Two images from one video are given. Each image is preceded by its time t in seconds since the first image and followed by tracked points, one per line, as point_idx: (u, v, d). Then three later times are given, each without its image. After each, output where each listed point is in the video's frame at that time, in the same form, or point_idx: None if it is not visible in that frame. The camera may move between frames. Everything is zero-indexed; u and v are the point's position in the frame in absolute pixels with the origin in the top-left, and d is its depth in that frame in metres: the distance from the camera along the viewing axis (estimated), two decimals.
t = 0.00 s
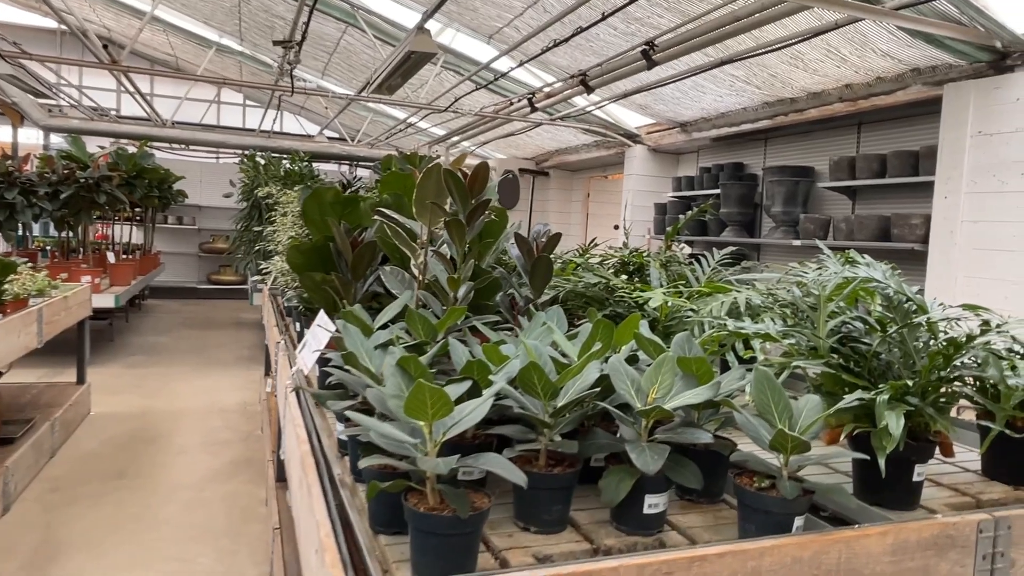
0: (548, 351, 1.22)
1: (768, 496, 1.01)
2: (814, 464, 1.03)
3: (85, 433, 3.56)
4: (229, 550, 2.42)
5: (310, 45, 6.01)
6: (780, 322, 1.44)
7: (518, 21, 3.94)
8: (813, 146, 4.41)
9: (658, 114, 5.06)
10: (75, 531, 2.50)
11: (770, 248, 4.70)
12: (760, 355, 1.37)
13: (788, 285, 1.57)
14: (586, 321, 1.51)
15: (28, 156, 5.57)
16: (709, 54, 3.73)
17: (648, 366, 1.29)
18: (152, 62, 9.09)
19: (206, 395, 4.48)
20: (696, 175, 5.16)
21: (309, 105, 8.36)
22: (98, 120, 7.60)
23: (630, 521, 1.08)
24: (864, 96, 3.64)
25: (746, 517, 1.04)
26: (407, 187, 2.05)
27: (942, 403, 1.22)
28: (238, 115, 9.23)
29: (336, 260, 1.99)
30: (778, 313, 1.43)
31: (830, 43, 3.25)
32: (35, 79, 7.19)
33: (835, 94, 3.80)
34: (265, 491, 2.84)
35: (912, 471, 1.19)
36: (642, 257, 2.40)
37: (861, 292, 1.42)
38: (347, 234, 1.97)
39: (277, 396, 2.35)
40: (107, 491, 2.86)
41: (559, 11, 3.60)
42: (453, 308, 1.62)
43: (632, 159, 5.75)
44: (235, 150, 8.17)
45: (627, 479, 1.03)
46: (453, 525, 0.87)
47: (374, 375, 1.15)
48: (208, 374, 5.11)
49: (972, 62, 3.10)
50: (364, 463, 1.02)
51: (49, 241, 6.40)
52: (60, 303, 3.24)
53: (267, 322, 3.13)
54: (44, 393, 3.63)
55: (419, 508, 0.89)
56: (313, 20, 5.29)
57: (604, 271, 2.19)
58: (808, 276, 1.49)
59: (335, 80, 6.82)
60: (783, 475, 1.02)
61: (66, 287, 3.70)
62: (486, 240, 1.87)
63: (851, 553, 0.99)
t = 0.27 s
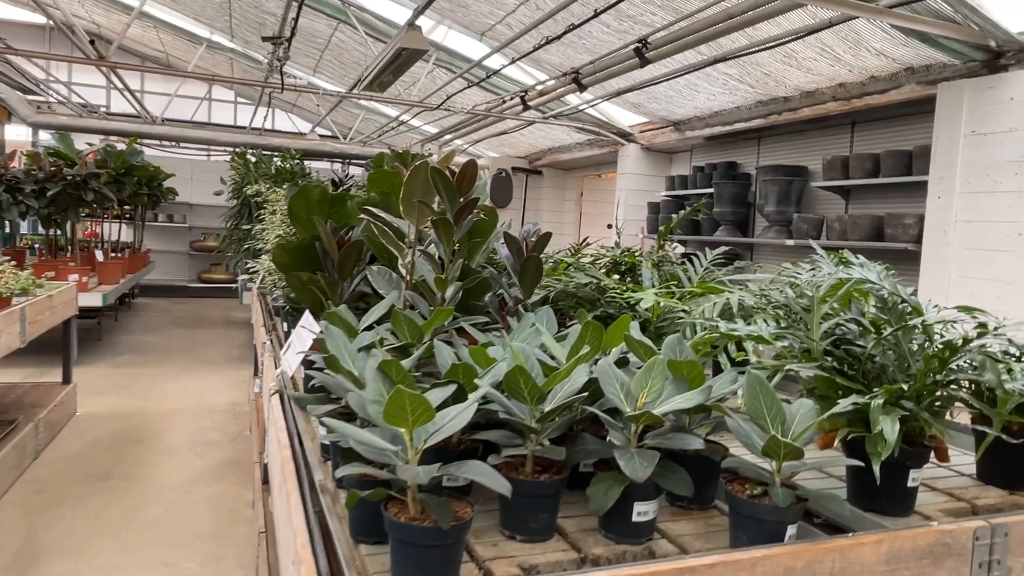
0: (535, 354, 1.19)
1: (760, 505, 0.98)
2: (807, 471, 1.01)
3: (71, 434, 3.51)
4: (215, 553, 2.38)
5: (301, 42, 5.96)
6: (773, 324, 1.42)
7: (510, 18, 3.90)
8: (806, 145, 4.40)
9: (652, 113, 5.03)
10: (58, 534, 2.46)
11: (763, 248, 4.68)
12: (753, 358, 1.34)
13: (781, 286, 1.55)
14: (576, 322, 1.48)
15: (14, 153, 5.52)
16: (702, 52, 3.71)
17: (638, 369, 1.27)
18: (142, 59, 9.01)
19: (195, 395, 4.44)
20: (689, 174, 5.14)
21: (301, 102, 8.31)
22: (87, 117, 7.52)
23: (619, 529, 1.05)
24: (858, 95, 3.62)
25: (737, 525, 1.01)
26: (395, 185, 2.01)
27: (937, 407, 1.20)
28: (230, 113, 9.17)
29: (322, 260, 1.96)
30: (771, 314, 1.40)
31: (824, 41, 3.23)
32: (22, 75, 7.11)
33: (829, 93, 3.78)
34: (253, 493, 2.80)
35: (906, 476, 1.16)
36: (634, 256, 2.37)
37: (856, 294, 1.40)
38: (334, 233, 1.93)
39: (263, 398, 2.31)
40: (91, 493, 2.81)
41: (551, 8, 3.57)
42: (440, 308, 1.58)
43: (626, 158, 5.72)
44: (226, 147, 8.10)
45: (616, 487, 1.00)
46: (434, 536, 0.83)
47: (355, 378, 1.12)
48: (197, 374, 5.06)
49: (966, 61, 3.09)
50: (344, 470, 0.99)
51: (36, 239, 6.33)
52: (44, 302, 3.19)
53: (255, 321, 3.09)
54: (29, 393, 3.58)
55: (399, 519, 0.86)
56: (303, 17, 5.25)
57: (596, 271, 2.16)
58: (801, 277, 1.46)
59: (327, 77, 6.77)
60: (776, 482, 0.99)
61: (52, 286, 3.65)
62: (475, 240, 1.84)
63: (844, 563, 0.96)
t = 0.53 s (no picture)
0: (520, 359, 1.15)
1: (751, 516, 0.94)
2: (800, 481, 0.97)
3: (53, 435, 3.45)
4: (196, 558, 2.33)
5: (290, 38, 5.90)
6: (765, 327, 1.38)
7: (501, 14, 3.86)
8: (799, 144, 4.37)
9: (644, 111, 5.00)
10: (35, 538, 2.40)
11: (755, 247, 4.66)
12: (744, 362, 1.31)
13: (773, 287, 1.52)
14: (564, 324, 1.45)
15: None
16: (695, 49, 3.68)
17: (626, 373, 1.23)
18: (130, 54, 8.92)
19: (181, 395, 4.38)
20: (681, 173, 5.11)
21: (292, 98, 8.24)
22: (74, 113, 7.43)
23: (605, 541, 1.01)
24: (851, 94, 3.60)
25: (728, 537, 0.98)
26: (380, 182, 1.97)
27: (932, 413, 1.17)
28: (219, 109, 9.08)
29: (305, 259, 1.91)
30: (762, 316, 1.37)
31: (817, 39, 3.20)
32: (7, 70, 7.01)
33: (821, 92, 3.76)
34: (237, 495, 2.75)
35: (900, 484, 1.14)
36: (624, 256, 2.34)
37: (849, 296, 1.37)
38: (317, 231, 1.89)
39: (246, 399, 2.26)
40: (71, 496, 2.76)
41: (542, 4, 3.52)
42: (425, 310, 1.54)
43: (618, 156, 5.69)
44: (216, 144, 8.02)
45: (601, 498, 0.97)
46: (410, 552, 0.79)
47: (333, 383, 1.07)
48: (184, 373, 5.00)
49: (959, 60, 3.07)
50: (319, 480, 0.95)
51: (21, 236, 6.24)
52: (25, 301, 3.13)
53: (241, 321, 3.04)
54: (10, 393, 3.52)
55: (374, 534, 0.82)
56: (292, 12, 5.18)
57: (585, 271, 2.13)
58: (794, 278, 1.43)
59: (317, 73, 6.71)
60: (767, 493, 0.96)
61: (34, 284, 3.58)
62: (461, 239, 1.80)
63: None
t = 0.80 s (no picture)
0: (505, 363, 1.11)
1: (743, 528, 0.91)
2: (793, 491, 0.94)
3: (34, 435, 3.39)
4: (178, 563, 2.28)
5: (280, 33, 5.84)
6: (758, 329, 1.35)
7: (492, 9, 3.81)
8: (791, 142, 4.35)
9: (636, 108, 4.96)
10: (12, 542, 2.35)
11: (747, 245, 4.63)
12: (736, 366, 1.27)
13: (766, 288, 1.48)
14: (552, 326, 1.41)
15: None
16: (687, 46, 3.64)
17: (615, 377, 1.19)
18: (119, 49, 8.82)
19: (167, 394, 4.32)
20: (674, 170, 5.08)
21: (282, 94, 8.16)
22: (60, 107, 7.33)
23: (592, 553, 0.97)
24: (844, 91, 3.57)
25: (719, 549, 0.94)
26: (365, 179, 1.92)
27: (928, 419, 1.13)
28: (209, 105, 9.01)
29: (288, 258, 1.87)
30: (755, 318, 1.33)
31: (810, 36, 3.17)
32: None
33: (814, 89, 3.73)
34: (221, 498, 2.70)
35: (896, 492, 1.11)
36: (614, 255, 2.30)
37: (844, 297, 1.33)
38: (300, 229, 1.84)
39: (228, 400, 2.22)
40: (51, 499, 2.70)
41: None
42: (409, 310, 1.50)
43: (610, 154, 5.65)
44: (204, 140, 7.94)
45: (588, 509, 0.93)
46: (385, 570, 0.76)
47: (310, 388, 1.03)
48: (170, 372, 4.93)
49: (953, 57, 3.04)
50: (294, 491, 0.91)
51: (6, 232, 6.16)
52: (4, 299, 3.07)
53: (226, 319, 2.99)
54: None
55: (347, 550, 0.78)
56: (281, 6, 5.12)
57: (575, 271, 2.09)
58: (787, 278, 1.39)
59: (307, 69, 6.64)
60: (760, 504, 0.92)
61: (16, 281, 3.52)
62: (447, 239, 1.76)
63: None
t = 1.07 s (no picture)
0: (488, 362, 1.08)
1: (732, 533, 0.88)
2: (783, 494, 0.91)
3: (15, 433, 3.33)
4: (160, 564, 2.24)
5: (269, 25, 5.77)
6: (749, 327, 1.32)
7: (482, 2, 3.77)
8: (783, 138, 4.33)
9: (628, 103, 4.93)
10: None
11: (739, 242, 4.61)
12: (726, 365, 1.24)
13: (757, 285, 1.45)
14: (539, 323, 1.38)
15: None
16: (679, 40, 3.60)
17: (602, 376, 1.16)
18: (106, 42, 8.72)
19: (152, 391, 4.27)
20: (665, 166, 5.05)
21: (272, 88, 8.09)
22: (46, 100, 7.24)
23: (576, 558, 0.94)
24: (836, 87, 3.55)
25: (706, 554, 0.92)
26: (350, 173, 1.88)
27: (921, 419, 1.11)
28: (198, 99, 8.92)
29: (270, 253, 1.82)
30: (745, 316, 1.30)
31: (803, 30, 3.14)
32: None
33: (807, 84, 3.70)
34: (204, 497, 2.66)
35: (887, 494, 1.08)
36: (604, 251, 2.27)
37: (836, 295, 1.30)
38: (282, 224, 1.79)
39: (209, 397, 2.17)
40: (31, 498, 2.65)
41: None
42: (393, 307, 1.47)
43: (602, 149, 5.62)
44: (193, 134, 7.86)
45: (571, 513, 0.90)
46: None
47: (285, 387, 0.99)
48: (157, 369, 4.88)
49: (946, 53, 3.02)
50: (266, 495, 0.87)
51: None
52: None
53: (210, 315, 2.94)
54: None
55: (319, 560, 0.75)
56: None
57: (564, 267, 2.06)
58: (779, 275, 1.37)
59: (297, 62, 6.58)
60: (750, 507, 0.89)
61: None
62: (433, 234, 1.72)
63: None
